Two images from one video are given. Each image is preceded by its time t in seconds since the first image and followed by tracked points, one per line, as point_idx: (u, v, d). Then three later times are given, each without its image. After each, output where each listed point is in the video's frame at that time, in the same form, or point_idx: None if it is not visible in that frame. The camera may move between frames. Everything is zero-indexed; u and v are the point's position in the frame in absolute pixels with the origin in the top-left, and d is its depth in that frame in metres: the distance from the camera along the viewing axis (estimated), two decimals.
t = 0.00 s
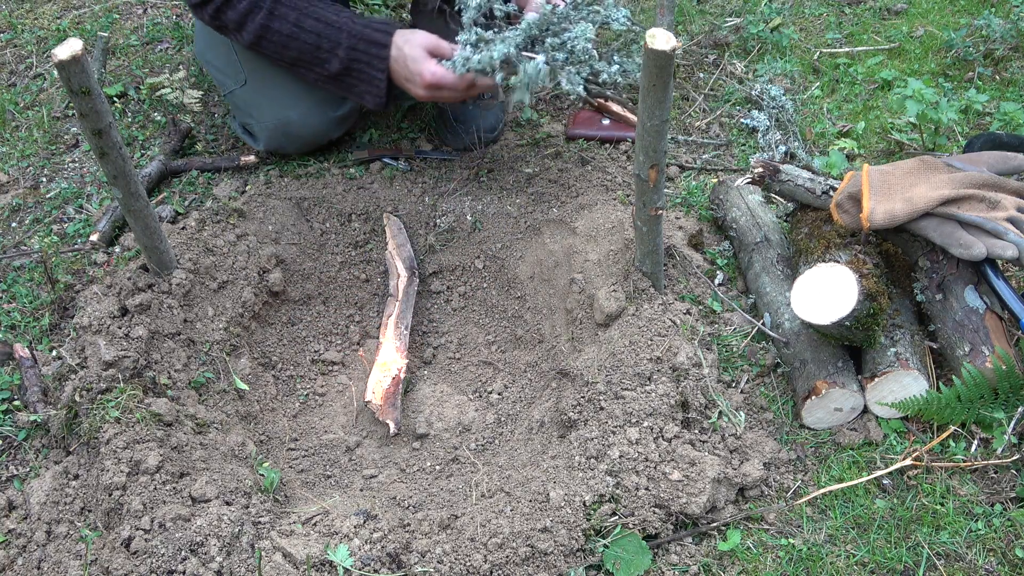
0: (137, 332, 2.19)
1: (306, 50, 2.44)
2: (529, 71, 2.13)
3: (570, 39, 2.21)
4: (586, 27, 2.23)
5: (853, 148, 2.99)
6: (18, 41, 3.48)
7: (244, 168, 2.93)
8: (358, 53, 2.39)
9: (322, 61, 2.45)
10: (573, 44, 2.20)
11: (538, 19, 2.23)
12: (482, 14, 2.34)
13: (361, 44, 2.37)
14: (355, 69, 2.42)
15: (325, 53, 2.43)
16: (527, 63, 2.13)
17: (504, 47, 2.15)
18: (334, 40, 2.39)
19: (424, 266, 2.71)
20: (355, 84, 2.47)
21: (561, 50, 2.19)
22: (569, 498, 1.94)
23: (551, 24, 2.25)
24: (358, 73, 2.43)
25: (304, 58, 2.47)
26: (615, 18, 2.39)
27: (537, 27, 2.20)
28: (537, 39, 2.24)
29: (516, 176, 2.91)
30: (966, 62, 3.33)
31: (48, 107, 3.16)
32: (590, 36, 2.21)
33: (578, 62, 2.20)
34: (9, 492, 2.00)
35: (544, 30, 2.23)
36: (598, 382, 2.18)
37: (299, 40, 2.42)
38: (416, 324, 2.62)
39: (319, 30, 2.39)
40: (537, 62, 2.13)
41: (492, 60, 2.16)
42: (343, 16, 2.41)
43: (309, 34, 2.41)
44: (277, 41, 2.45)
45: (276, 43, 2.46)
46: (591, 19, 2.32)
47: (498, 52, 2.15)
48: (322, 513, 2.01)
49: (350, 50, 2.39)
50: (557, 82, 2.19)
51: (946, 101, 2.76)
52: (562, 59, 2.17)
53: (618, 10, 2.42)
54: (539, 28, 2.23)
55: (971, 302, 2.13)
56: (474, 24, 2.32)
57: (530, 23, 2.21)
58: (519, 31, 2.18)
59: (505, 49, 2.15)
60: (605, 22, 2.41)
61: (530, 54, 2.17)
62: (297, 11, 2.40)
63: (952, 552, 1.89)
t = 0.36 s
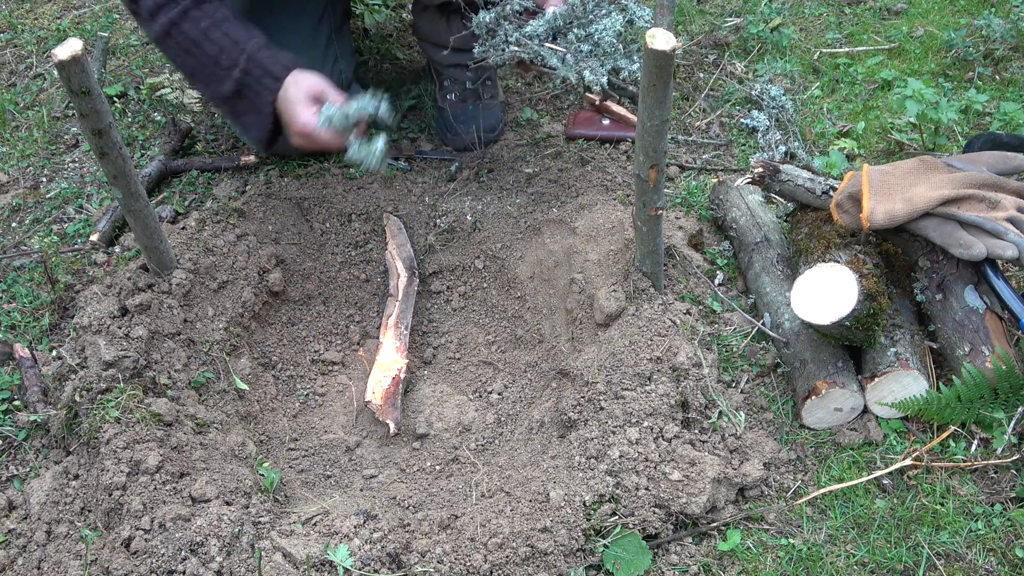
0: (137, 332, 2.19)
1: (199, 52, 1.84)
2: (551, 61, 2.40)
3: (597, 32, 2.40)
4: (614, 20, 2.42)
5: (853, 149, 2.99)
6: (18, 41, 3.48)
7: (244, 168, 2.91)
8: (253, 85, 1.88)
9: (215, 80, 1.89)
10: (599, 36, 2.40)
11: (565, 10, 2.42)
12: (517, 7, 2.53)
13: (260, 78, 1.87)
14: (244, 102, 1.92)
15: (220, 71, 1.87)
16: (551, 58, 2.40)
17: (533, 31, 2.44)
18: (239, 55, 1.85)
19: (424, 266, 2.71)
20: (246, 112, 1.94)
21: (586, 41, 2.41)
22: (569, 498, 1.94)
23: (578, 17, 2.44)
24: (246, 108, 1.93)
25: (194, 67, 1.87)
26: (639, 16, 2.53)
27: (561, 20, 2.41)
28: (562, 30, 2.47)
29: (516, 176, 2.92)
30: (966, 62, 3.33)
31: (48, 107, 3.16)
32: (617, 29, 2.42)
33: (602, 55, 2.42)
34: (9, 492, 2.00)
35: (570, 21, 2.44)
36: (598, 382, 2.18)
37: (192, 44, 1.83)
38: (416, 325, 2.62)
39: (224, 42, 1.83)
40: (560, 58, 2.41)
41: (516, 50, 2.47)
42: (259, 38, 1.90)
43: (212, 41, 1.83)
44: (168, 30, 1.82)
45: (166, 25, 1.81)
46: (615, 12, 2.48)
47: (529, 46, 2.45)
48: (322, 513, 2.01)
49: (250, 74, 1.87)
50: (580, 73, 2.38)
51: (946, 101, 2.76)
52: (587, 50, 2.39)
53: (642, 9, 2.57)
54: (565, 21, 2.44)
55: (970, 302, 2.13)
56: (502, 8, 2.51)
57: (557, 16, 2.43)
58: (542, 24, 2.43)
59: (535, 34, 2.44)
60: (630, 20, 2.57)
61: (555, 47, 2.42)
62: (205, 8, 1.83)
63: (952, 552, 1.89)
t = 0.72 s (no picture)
0: (137, 332, 2.19)
1: (235, 166, 1.75)
2: (541, 67, 2.43)
3: (589, 39, 2.41)
4: (607, 28, 2.43)
5: (853, 149, 2.99)
6: (18, 41, 3.48)
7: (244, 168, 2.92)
8: (274, 212, 1.76)
9: (237, 196, 1.77)
10: (591, 43, 2.40)
11: (558, 16, 2.47)
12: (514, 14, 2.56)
13: (287, 209, 1.78)
14: (257, 228, 1.77)
15: (246, 190, 1.76)
16: (542, 63, 2.43)
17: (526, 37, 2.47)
18: (270, 182, 1.77)
19: (424, 266, 2.71)
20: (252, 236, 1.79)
21: (578, 48, 2.42)
22: (569, 498, 1.94)
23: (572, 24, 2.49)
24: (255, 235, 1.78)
25: (221, 175, 1.76)
26: (634, 25, 2.49)
27: (555, 26, 2.45)
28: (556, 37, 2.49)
29: (516, 176, 2.92)
30: (966, 62, 3.33)
31: (49, 107, 3.16)
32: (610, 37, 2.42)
33: (594, 62, 2.40)
34: (9, 492, 2.00)
35: (563, 27, 2.47)
36: (598, 382, 2.18)
37: (236, 154, 1.75)
38: (416, 325, 2.62)
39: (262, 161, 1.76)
40: (552, 64, 2.43)
41: (509, 55, 2.48)
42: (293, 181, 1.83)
43: (252, 156, 1.75)
44: (215, 131, 1.74)
45: (216, 125, 1.74)
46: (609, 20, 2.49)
47: (521, 50, 2.46)
48: (322, 513, 2.01)
49: (274, 203, 1.77)
50: (570, 80, 2.38)
51: (947, 101, 2.76)
52: (578, 57, 2.40)
53: (638, 17, 2.52)
54: (558, 27, 2.48)
55: (970, 302, 2.13)
56: (499, 12, 2.54)
57: (550, 21, 2.46)
58: (537, 29, 2.45)
59: (529, 40, 2.46)
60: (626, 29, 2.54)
61: (548, 53, 2.45)
62: (257, 130, 1.78)
63: (952, 552, 1.89)
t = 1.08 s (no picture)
0: (138, 332, 2.19)
1: (257, 202, 2.00)
2: (542, 76, 2.45)
3: (590, 47, 2.46)
4: (608, 36, 2.47)
5: (853, 149, 2.99)
6: (18, 41, 3.48)
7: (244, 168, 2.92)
8: (292, 247, 2.05)
9: (256, 229, 2.03)
10: (592, 51, 2.45)
11: (561, 22, 2.46)
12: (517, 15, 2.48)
13: (303, 245, 2.07)
14: (273, 259, 2.05)
15: (266, 224, 2.02)
16: (543, 71, 2.45)
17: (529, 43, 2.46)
18: (289, 219, 2.04)
19: (424, 266, 2.72)
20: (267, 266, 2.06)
21: (578, 56, 2.46)
22: (569, 498, 1.94)
23: (573, 31, 2.50)
24: (270, 264, 2.06)
25: (241, 208, 2.01)
26: (636, 32, 2.54)
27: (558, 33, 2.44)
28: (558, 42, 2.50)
29: (516, 176, 2.92)
30: (966, 62, 3.33)
31: (49, 107, 3.17)
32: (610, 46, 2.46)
33: (593, 70, 2.47)
34: (9, 492, 2.00)
35: (565, 34, 2.47)
36: (598, 382, 2.18)
37: (258, 191, 1.99)
38: (416, 325, 2.61)
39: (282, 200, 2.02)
40: (553, 71, 2.46)
41: (511, 61, 2.47)
42: (305, 214, 2.11)
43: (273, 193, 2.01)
44: (239, 167, 1.95)
45: (241, 161, 1.95)
46: (610, 27, 2.55)
47: (523, 57, 2.47)
48: (322, 513, 2.01)
49: (292, 239, 2.05)
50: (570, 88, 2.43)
51: (947, 101, 2.76)
52: (579, 66, 2.45)
53: (638, 25, 2.57)
54: (561, 33, 2.47)
55: (970, 302, 2.13)
56: (503, 14, 2.45)
57: (553, 27, 2.45)
58: (539, 35, 2.44)
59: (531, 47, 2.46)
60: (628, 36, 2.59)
61: (548, 59, 2.46)
62: (276, 166, 2.02)
63: (952, 552, 1.89)
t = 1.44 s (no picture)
0: (137, 332, 2.19)
1: (261, 208, 2.03)
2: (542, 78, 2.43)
3: (589, 49, 2.41)
4: (607, 38, 2.43)
5: (853, 149, 2.99)
6: (18, 41, 3.48)
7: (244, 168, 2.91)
8: (295, 253, 2.08)
9: (259, 235, 2.06)
10: (591, 54, 2.41)
11: (561, 25, 2.45)
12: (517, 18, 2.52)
13: (306, 251, 2.11)
14: (276, 266, 2.08)
15: (270, 230, 2.05)
16: (543, 73, 2.42)
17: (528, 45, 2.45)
18: (293, 225, 2.08)
19: (424, 266, 2.72)
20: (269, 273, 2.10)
21: (578, 58, 2.43)
22: (569, 498, 1.94)
23: (572, 33, 2.47)
24: (273, 270, 2.09)
25: (245, 214, 2.03)
26: (635, 35, 2.47)
27: (556, 34, 2.43)
28: (557, 45, 2.49)
29: (516, 176, 2.92)
30: (966, 62, 3.33)
31: (49, 107, 3.17)
32: (610, 48, 2.41)
33: (593, 72, 2.42)
34: (9, 492, 2.00)
35: (564, 36, 2.46)
36: (598, 382, 2.18)
37: (262, 197, 2.02)
38: (416, 325, 2.61)
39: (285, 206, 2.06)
40: (552, 74, 2.43)
41: (510, 63, 2.47)
42: (307, 221, 2.15)
43: (276, 199, 2.04)
44: (243, 173, 1.99)
45: (246, 168, 1.98)
46: (610, 30, 2.48)
47: (523, 59, 2.46)
48: (322, 513, 2.01)
49: (295, 245, 2.08)
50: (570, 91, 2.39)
51: (947, 101, 2.76)
52: (577, 67, 2.41)
53: (638, 27, 2.50)
54: (559, 36, 2.46)
55: (970, 302, 2.13)
56: (503, 17, 2.49)
57: (552, 30, 2.44)
58: (538, 37, 2.44)
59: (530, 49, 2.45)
60: (626, 39, 2.52)
61: (548, 62, 2.44)
62: (280, 173, 2.05)
63: (952, 552, 1.89)
